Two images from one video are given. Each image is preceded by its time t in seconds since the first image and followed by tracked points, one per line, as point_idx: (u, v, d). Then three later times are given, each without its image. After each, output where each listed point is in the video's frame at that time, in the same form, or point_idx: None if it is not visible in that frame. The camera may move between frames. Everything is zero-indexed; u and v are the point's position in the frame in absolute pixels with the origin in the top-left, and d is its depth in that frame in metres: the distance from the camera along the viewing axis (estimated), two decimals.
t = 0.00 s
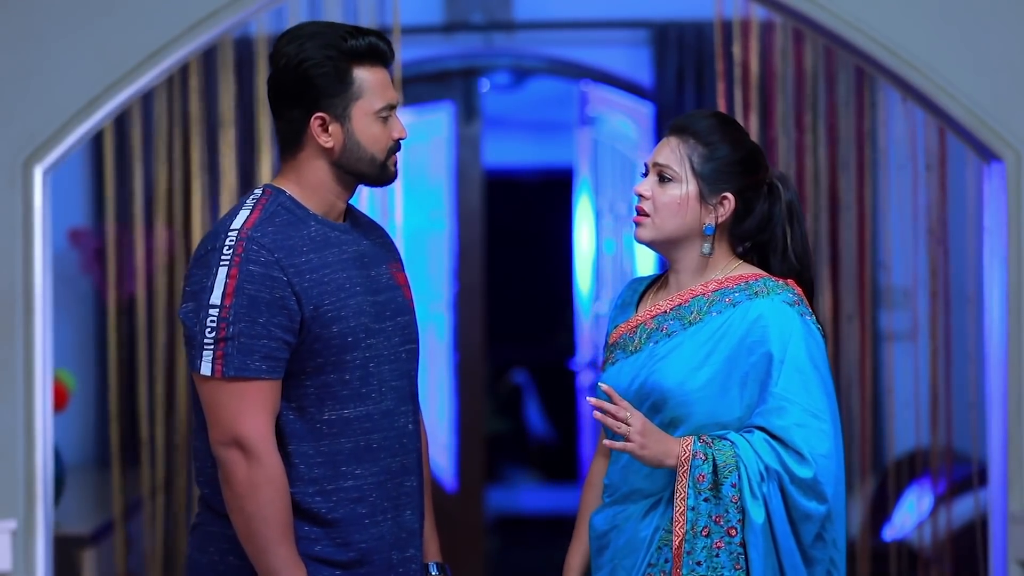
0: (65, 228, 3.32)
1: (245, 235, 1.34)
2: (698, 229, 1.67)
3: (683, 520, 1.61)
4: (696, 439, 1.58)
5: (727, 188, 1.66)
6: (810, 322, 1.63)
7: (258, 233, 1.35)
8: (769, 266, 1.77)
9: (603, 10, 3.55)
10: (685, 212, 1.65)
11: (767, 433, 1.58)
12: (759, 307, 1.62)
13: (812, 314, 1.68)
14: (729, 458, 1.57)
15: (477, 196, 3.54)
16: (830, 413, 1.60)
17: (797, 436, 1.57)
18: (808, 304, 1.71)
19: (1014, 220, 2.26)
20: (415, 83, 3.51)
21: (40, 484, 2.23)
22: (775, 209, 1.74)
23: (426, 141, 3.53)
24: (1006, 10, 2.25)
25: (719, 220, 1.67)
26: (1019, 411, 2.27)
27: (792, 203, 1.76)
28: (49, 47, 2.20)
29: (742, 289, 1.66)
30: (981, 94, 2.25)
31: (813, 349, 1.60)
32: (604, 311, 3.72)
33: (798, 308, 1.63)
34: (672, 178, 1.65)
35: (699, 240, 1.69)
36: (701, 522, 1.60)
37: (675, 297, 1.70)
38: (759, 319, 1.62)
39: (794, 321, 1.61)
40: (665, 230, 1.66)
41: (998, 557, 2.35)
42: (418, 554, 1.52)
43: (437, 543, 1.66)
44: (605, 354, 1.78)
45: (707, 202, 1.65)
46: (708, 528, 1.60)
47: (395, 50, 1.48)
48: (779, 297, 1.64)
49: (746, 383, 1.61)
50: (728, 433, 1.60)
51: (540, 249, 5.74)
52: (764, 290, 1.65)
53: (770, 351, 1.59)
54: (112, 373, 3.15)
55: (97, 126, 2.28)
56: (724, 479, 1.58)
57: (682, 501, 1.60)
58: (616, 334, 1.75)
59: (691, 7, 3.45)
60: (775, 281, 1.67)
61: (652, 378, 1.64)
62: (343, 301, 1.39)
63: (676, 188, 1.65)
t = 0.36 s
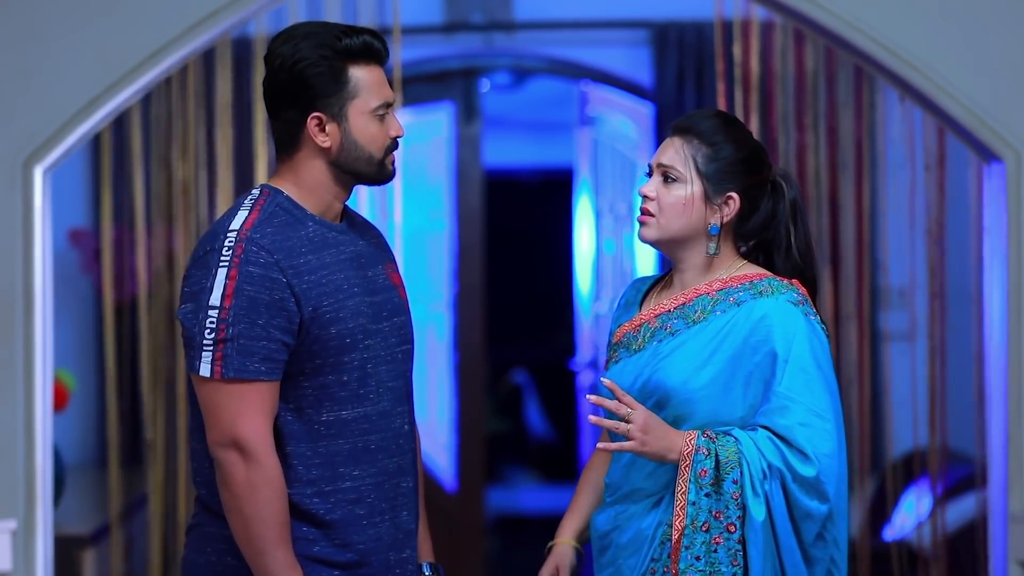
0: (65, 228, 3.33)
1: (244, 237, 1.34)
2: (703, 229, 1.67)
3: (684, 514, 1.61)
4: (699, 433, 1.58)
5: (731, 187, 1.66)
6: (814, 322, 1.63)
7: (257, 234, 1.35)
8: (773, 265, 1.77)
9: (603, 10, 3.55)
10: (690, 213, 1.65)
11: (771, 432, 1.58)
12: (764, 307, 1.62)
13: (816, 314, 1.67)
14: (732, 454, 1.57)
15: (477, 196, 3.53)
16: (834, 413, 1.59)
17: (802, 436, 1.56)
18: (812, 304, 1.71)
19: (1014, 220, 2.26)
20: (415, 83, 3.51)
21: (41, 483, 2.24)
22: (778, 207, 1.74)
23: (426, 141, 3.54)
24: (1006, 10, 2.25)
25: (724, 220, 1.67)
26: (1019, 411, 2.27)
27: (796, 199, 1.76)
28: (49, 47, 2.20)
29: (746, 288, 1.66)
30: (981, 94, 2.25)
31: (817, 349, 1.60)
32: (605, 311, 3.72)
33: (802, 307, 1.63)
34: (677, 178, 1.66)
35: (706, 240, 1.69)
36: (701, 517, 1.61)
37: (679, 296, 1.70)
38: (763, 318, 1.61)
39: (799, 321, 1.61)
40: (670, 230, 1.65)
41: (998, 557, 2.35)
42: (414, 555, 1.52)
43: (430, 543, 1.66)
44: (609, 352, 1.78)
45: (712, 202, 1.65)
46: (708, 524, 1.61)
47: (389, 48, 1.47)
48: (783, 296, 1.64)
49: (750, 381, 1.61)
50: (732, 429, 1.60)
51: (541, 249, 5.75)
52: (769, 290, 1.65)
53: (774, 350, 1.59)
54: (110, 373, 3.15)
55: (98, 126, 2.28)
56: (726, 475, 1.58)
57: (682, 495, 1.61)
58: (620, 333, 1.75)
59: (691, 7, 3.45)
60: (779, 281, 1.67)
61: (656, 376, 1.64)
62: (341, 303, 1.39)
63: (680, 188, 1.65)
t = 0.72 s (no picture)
0: (65, 228, 3.32)
1: (248, 237, 1.34)
2: (705, 228, 1.67)
3: (684, 516, 1.61)
4: (699, 434, 1.59)
5: (732, 186, 1.66)
6: (815, 321, 1.63)
7: (262, 235, 1.35)
8: (774, 265, 1.76)
9: (603, 10, 3.55)
10: (692, 212, 1.65)
11: (773, 431, 1.58)
12: (764, 306, 1.62)
13: (817, 313, 1.67)
14: (733, 454, 1.57)
15: (477, 196, 3.53)
16: (835, 412, 1.59)
17: (803, 434, 1.56)
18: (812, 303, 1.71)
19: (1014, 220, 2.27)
20: (415, 83, 3.51)
21: (41, 483, 2.24)
22: (779, 206, 1.74)
23: (426, 141, 3.55)
24: (1006, 11, 2.25)
25: (726, 219, 1.67)
26: (1019, 411, 2.27)
27: (797, 198, 1.76)
28: (49, 47, 2.20)
29: (747, 288, 1.66)
30: (981, 94, 2.25)
31: (818, 348, 1.60)
32: (605, 311, 3.73)
33: (803, 306, 1.63)
34: (679, 177, 1.66)
35: (707, 239, 1.70)
36: (702, 518, 1.61)
37: (680, 294, 1.70)
38: (764, 318, 1.61)
39: (800, 320, 1.60)
40: (671, 228, 1.66)
41: (998, 557, 2.35)
42: (409, 557, 1.52)
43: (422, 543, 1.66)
44: (609, 350, 1.78)
45: (713, 201, 1.66)
46: (709, 525, 1.60)
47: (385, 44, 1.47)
48: (784, 295, 1.64)
49: (751, 380, 1.61)
50: (733, 429, 1.60)
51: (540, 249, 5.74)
52: (770, 289, 1.65)
53: (775, 349, 1.59)
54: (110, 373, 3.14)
55: (98, 127, 2.28)
56: (727, 475, 1.58)
57: (682, 497, 1.61)
58: (620, 330, 1.75)
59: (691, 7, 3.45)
60: (780, 281, 1.67)
61: (655, 374, 1.64)
62: (343, 305, 1.39)
63: (682, 187, 1.65)
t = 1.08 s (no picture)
0: (65, 228, 3.32)
1: (258, 240, 1.34)
2: (707, 227, 1.67)
3: (685, 516, 1.61)
4: (699, 434, 1.59)
5: (735, 185, 1.66)
6: (815, 320, 1.63)
7: (271, 237, 1.35)
8: (774, 265, 1.76)
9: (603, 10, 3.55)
10: (694, 210, 1.65)
11: (772, 430, 1.58)
12: (764, 306, 1.62)
13: (817, 312, 1.68)
14: (732, 454, 1.57)
15: (477, 196, 3.54)
16: (835, 411, 1.59)
17: (803, 433, 1.56)
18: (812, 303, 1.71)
19: (1013, 219, 2.26)
20: (415, 83, 3.51)
21: (40, 483, 2.23)
22: (781, 206, 1.74)
23: (426, 141, 3.54)
24: (1006, 11, 2.25)
25: (728, 217, 1.67)
26: (1019, 411, 2.27)
27: (800, 200, 1.76)
28: (49, 47, 2.20)
29: (747, 287, 1.66)
30: (980, 94, 2.25)
31: (818, 348, 1.60)
32: (605, 311, 3.73)
33: (803, 305, 1.63)
34: (681, 175, 1.65)
35: (708, 238, 1.69)
36: (703, 518, 1.61)
37: (680, 293, 1.70)
38: (764, 318, 1.61)
39: (800, 319, 1.60)
40: (672, 227, 1.66)
41: (998, 557, 2.35)
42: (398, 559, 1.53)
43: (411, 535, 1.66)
44: (608, 348, 1.78)
45: (715, 200, 1.65)
46: (710, 524, 1.61)
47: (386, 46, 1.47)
48: (785, 295, 1.64)
49: (751, 380, 1.61)
50: (733, 428, 1.60)
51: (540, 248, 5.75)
52: (770, 288, 1.65)
53: (775, 349, 1.59)
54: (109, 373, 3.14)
55: (98, 127, 2.28)
56: (727, 475, 1.58)
57: (683, 497, 1.61)
58: (619, 329, 1.75)
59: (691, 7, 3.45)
60: (780, 280, 1.67)
61: (654, 374, 1.64)
62: (348, 308, 1.39)
63: (685, 186, 1.65)
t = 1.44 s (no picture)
0: (65, 228, 3.31)
1: (267, 245, 1.35)
2: (709, 226, 1.67)
3: (684, 516, 1.61)
4: (700, 436, 1.59)
5: (737, 185, 1.66)
6: (817, 320, 1.63)
7: (279, 242, 1.36)
8: (777, 265, 1.76)
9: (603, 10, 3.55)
10: (697, 210, 1.65)
11: (773, 431, 1.58)
12: (766, 306, 1.62)
13: (818, 312, 1.67)
14: (733, 454, 1.57)
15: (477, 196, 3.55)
16: (836, 411, 1.59)
17: (805, 434, 1.56)
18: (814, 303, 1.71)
19: (1013, 219, 2.26)
20: (415, 83, 3.51)
21: (40, 483, 2.23)
22: (782, 204, 1.74)
23: (426, 142, 3.53)
24: (1006, 10, 2.25)
25: (730, 217, 1.67)
26: (1019, 410, 2.27)
27: (801, 199, 1.76)
28: (49, 48, 2.20)
29: (749, 287, 1.66)
30: (980, 94, 2.25)
31: (820, 348, 1.60)
32: (605, 311, 3.73)
33: (805, 306, 1.63)
34: (684, 175, 1.65)
35: (711, 237, 1.69)
36: (702, 518, 1.61)
37: (682, 292, 1.70)
38: (766, 319, 1.61)
39: (802, 320, 1.60)
40: (676, 227, 1.66)
41: (998, 557, 2.35)
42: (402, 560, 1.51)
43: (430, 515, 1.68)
44: (609, 347, 1.78)
45: (719, 200, 1.65)
46: (710, 525, 1.61)
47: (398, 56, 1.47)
48: (787, 295, 1.64)
49: (752, 380, 1.61)
50: (734, 429, 1.60)
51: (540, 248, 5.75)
52: (772, 289, 1.65)
53: (777, 350, 1.58)
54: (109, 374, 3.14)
55: (98, 127, 2.28)
56: (728, 475, 1.58)
57: (683, 497, 1.61)
58: (620, 328, 1.76)
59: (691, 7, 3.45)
60: (782, 280, 1.67)
61: (654, 374, 1.64)
62: (356, 313, 1.39)
63: (688, 186, 1.65)
